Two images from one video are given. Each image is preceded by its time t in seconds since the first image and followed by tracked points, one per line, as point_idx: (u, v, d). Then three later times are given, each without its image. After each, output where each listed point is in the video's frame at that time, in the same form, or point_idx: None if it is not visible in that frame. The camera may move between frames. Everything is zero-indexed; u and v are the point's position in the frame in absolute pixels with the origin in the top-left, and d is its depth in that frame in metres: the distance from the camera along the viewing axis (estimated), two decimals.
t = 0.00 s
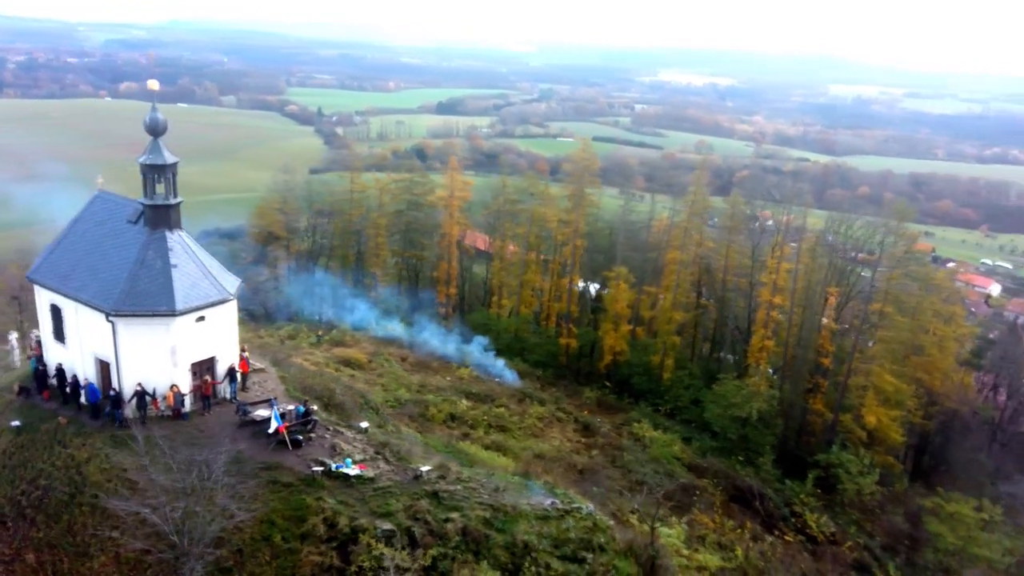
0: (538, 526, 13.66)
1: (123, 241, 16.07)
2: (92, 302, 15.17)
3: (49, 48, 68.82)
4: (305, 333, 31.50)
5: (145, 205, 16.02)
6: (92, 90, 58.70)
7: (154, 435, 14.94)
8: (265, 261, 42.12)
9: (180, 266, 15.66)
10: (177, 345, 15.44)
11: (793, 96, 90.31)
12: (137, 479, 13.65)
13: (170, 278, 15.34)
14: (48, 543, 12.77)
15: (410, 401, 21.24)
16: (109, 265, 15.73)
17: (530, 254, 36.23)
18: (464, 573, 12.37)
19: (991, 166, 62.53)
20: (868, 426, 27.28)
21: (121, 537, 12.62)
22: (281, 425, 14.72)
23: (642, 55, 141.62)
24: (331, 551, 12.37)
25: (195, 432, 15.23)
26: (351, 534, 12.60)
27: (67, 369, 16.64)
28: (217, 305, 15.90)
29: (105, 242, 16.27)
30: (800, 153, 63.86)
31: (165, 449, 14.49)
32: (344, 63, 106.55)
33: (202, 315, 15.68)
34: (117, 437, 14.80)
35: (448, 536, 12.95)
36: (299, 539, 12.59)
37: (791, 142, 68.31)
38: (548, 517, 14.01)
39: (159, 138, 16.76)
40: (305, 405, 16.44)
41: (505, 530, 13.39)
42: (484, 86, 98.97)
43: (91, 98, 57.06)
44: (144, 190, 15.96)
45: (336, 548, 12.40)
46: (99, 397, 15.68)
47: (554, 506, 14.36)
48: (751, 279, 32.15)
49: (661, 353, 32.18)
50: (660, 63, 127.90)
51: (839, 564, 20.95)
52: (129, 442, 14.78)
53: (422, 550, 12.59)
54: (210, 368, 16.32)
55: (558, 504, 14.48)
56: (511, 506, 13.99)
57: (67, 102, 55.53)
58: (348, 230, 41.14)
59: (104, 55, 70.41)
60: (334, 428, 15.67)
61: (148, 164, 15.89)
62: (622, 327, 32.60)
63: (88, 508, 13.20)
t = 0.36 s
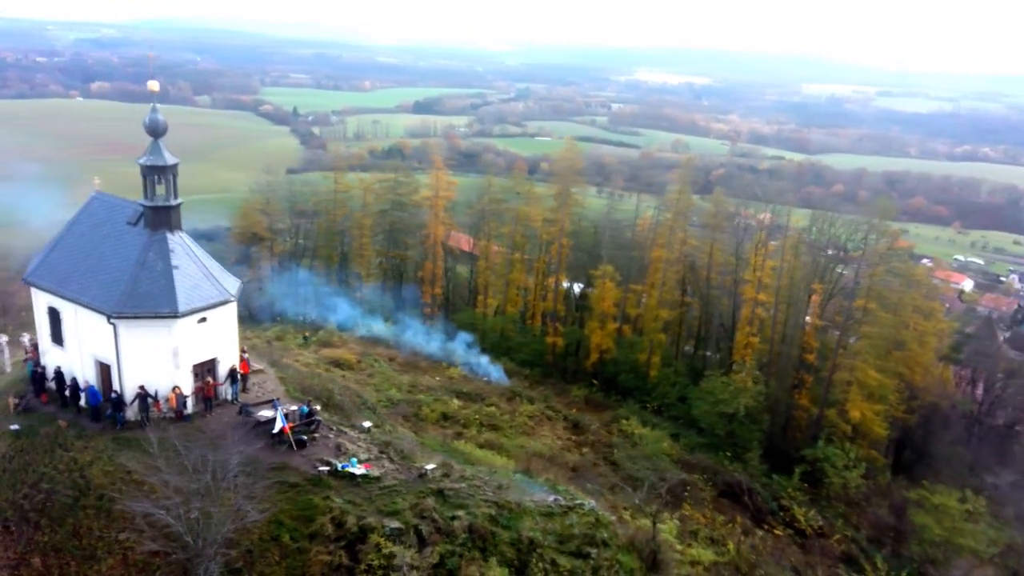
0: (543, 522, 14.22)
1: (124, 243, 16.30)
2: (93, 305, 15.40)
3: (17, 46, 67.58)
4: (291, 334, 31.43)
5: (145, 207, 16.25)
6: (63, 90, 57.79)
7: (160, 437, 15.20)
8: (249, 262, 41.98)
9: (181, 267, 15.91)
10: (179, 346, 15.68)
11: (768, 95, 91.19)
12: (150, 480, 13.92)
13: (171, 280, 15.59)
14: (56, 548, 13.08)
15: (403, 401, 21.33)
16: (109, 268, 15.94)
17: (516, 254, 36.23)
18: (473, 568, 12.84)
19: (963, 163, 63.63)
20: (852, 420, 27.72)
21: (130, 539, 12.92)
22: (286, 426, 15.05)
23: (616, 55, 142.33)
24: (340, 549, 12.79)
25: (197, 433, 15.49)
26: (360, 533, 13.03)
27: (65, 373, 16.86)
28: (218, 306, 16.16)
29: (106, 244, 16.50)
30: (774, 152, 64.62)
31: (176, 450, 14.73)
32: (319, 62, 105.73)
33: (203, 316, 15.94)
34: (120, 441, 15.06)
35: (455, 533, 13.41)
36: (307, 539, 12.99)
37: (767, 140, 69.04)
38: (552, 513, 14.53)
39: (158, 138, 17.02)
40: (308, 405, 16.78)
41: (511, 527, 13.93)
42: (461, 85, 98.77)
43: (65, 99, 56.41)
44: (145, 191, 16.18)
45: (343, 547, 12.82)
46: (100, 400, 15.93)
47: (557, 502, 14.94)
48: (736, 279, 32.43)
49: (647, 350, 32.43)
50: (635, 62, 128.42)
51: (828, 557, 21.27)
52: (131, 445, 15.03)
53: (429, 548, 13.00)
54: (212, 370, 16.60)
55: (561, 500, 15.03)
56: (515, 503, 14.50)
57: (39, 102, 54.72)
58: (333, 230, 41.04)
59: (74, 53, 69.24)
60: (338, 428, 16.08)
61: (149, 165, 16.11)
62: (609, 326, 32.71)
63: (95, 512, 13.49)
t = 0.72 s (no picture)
0: (548, 518, 14.74)
1: (125, 245, 16.33)
2: (95, 308, 15.43)
3: None
4: (276, 334, 31.29)
5: (146, 208, 16.31)
6: (31, 89, 56.66)
7: (167, 438, 15.22)
8: (230, 263, 41.66)
9: (184, 269, 15.99)
10: (182, 348, 15.73)
11: (740, 94, 92.09)
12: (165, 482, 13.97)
13: (175, 281, 15.66)
14: (64, 552, 13.13)
15: (396, 400, 21.43)
16: (111, 269, 15.96)
17: (500, 254, 36.54)
18: (482, 565, 13.21)
19: (934, 161, 64.78)
20: (835, 415, 28.17)
21: (139, 541, 12.95)
22: (292, 426, 15.10)
23: (588, 54, 142.94)
24: (350, 548, 12.98)
25: (199, 434, 15.52)
26: (369, 532, 13.23)
27: (65, 376, 16.85)
28: (221, 307, 16.27)
29: (107, 246, 16.51)
30: (748, 150, 65.31)
31: (190, 451, 14.75)
32: (291, 61, 104.81)
33: (207, 318, 16.03)
34: (124, 444, 15.06)
35: (463, 531, 13.73)
36: (318, 538, 13.10)
37: (741, 139, 69.78)
38: (557, 509, 15.04)
39: (161, 141, 17.26)
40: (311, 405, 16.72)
41: (517, 523, 14.37)
42: (436, 85, 98.56)
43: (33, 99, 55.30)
44: (146, 193, 16.27)
45: (354, 547, 13.01)
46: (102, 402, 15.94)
47: (561, 499, 15.51)
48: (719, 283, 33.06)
49: (633, 348, 32.68)
50: (608, 62, 129.03)
51: (815, 550, 21.63)
52: (134, 447, 14.99)
53: (439, 545, 13.31)
54: (215, 371, 16.68)
55: (566, 497, 15.62)
56: (521, 500, 14.95)
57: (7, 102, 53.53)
58: (317, 230, 40.89)
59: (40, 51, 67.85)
60: (342, 428, 16.17)
61: (151, 166, 16.19)
62: (594, 324, 32.99)
63: (102, 515, 13.50)
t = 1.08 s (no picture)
0: (553, 515, 15.23)
1: (127, 246, 16.33)
2: (98, 310, 15.44)
3: None
4: (261, 335, 31.11)
5: (149, 210, 16.32)
6: None
7: (173, 441, 15.33)
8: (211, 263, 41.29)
9: (187, 270, 16.05)
10: (186, 350, 15.82)
11: (713, 94, 92.94)
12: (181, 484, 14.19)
13: (178, 283, 15.70)
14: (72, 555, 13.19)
15: (388, 400, 21.46)
16: (112, 272, 15.94)
17: (485, 253, 36.79)
18: (490, 562, 13.65)
19: (906, 159, 65.92)
20: (820, 409, 28.77)
21: (149, 545, 13.15)
22: (298, 427, 15.40)
23: (561, 54, 143.33)
24: (361, 547, 13.32)
25: (204, 435, 15.63)
26: (379, 531, 13.59)
27: (65, 379, 16.79)
28: (224, 308, 16.35)
29: (108, 247, 16.49)
30: (723, 149, 65.91)
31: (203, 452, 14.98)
32: (262, 59, 103.78)
33: (210, 319, 16.12)
34: (129, 447, 15.09)
35: (471, 528, 14.19)
36: (328, 538, 13.41)
37: (716, 137, 70.39)
38: (561, 506, 15.56)
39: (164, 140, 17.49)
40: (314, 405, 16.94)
41: (523, 520, 14.85)
42: (410, 84, 98.22)
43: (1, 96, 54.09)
44: (148, 194, 16.24)
45: (365, 545, 13.36)
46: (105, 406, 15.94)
47: (564, 495, 16.04)
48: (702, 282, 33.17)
49: (620, 345, 32.90)
50: (581, 61, 129.47)
51: (803, 542, 21.97)
52: (139, 450, 15.04)
53: (448, 543, 13.77)
54: (217, 373, 16.81)
55: (568, 493, 16.13)
56: (525, 498, 15.45)
57: None
58: (300, 231, 40.65)
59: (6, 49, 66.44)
60: (347, 428, 16.39)
61: (153, 168, 16.25)
62: (580, 322, 33.16)
63: (111, 518, 13.61)
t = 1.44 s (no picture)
0: (558, 511, 15.52)
1: (128, 248, 16.50)
2: (100, 312, 15.54)
3: None
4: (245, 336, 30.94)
5: (150, 211, 16.51)
6: None
7: (176, 444, 15.52)
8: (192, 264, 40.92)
9: (190, 272, 16.29)
10: (189, 352, 16.06)
11: (687, 92, 93.62)
12: (195, 487, 14.35)
13: (181, 284, 15.93)
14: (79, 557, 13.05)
15: (381, 400, 21.53)
16: (114, 274, 16.07)
17: (470, 252, 36.59)
18: (499, 558, 13.88)
19: (878, 156, 66.95)
20: (804, 404, 29.29)
21: (159, 546, 13.15)
22: (303, 428, 15.78)
23: (534, 53, 143.67)
24: (371, 546, 13.42)
25: (208, 437, 15.86)
26: (388, 529, 13.70)
27: (65, 382, 16.82)
28: (226, 309, 16.62)
29: (108, 250, 16.63)
30: (698, 146, 66.43)
31: (213, 457, 15.16)
32: (234, 58, 102.83)
33: (213, 321, 16.37)
34: (132, 450, 15.20)
35: (479, 525, 14.44)
36: (337, 537, 13.50)
37: (691, 135, 70.91)
38: (565, 502, 15.90)
39: (164, 143, 17.70)
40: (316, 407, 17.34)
41: (529, 516, 15.12)
42: (385, 83, 97.86)
43: None
44: (149, 196, 16.42)
45: (374, 544, 13.47)
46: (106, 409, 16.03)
47: (567, 491, 16.38)
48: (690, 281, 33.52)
49: (605, 344, 33.08)
50: (555, 60, 129.86)
51: (791, 535, 22.25)
52: (143, 453, 15.15)
53: (457, 540, 13.96)
54: (220, 375, 17.08)
55: (571, 489, 16.46)
56: (530, 494, 15.75)
57: None
58: (283, 231, 40.38)
59: None
60: (350, 429, 16.76)
61: (154, 170, 16.44)
62: (566, 320, 33.21)
63: (118, 522, 13.56)
